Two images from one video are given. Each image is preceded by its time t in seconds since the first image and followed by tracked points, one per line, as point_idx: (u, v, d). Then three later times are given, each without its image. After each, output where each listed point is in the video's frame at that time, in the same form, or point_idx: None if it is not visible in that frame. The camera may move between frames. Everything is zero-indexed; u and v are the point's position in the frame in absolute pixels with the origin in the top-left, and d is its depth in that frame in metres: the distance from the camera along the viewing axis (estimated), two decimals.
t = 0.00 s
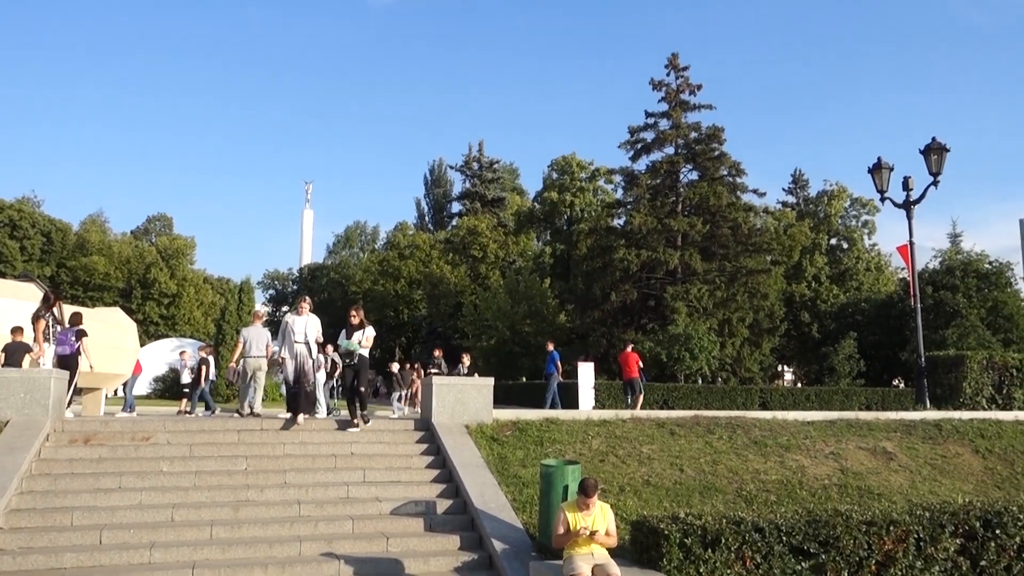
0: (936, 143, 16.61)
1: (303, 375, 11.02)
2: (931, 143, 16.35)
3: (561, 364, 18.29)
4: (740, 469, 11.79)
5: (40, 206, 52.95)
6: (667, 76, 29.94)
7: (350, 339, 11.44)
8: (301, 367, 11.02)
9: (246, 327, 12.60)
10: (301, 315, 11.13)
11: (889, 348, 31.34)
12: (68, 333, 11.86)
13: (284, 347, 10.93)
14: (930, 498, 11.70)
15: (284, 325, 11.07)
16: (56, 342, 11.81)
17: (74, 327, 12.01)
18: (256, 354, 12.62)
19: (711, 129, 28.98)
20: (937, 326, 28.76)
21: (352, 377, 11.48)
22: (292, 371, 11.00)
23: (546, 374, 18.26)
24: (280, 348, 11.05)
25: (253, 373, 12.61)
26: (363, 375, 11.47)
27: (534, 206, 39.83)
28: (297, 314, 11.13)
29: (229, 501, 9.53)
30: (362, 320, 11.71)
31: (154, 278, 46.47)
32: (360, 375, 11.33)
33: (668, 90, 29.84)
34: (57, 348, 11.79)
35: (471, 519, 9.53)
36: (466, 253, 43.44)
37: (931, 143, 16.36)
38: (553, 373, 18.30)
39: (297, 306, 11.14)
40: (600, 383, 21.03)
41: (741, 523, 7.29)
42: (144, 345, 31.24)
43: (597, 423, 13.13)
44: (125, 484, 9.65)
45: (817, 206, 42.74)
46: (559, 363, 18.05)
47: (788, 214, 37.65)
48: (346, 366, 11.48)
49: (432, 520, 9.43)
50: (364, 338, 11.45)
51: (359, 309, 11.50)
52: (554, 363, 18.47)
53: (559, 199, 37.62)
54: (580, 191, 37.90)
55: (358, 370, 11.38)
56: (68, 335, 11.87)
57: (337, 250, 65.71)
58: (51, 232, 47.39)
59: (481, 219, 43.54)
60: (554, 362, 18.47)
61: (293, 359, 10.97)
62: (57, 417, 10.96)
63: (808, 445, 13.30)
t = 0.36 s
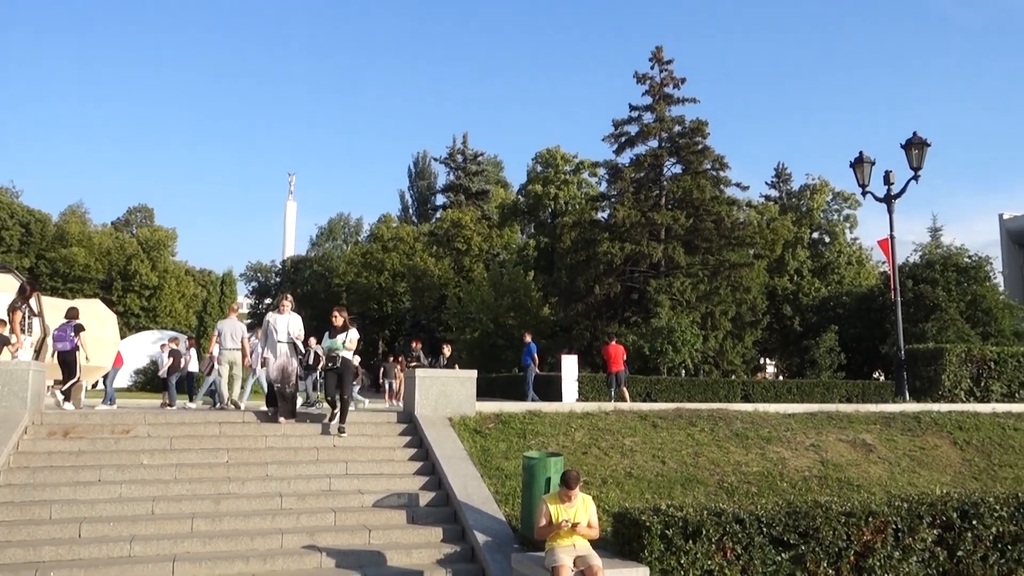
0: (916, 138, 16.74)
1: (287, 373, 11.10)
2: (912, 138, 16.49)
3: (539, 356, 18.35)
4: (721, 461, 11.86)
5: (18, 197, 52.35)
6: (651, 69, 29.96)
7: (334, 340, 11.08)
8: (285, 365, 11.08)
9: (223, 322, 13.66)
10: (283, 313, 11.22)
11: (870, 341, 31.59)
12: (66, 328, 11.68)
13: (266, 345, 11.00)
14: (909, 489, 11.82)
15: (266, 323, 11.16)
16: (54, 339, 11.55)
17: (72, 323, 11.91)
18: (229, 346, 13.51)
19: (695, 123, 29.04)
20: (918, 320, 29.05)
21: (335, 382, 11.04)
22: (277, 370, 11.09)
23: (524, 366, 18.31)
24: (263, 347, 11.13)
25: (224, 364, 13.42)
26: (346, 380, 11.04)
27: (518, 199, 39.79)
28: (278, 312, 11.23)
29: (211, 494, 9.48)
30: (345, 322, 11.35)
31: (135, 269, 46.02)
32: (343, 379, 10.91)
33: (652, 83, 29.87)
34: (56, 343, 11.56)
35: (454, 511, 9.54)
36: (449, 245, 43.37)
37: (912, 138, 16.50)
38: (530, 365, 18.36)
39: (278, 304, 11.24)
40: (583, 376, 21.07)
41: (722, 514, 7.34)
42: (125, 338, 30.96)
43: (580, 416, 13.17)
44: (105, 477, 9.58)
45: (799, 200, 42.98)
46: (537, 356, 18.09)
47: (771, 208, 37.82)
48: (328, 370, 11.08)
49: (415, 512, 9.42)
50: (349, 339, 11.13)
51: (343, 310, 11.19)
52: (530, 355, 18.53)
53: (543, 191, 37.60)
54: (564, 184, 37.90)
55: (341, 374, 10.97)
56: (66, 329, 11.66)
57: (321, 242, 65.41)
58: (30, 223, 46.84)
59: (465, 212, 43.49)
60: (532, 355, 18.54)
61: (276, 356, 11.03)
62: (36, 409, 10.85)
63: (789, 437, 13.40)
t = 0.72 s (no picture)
0: (898, 130, 16.84)
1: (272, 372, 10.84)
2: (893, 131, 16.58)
3: (519, 347, 18.36)
4: (703, 452, 11.93)
5: None
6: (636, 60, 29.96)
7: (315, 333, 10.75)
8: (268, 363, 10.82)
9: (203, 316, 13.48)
10: (263, 310, 11.00)
11: (851, 333, 31.84)
12: (62, 323, 12.39)
13: (251, 344, 10.71)
14: (888, 478, 11.95)
15: (247, 320, 10.87)
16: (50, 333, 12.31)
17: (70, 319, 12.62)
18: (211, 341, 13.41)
19: (679, 114, 29.08)
20: (898, 312, 29.33)
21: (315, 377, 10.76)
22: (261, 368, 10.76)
23: (503, 358, 18.32)
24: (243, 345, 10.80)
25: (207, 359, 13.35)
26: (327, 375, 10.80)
27: (502, 190, 39.75)
28: (258, 309, 10.99)
29: (192, 485, 9.43)
30: (326, 315, 11.06)
31: (115, 260, 45.51)
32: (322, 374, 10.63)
33: (637, 75, 29.87)
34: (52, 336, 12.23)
35: (436, 502, 9.54)
36: (433, 236, 43.28)
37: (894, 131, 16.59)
38: (510, 356, 18.37)
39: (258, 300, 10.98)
40: (567, 367, 21.09)
41: (704, 504, 7.38)
42: (105, 329, 30.67)
43: (563, 407, 13.20)
44: (84, 469, 9.50)
45: (782, 192, 43.21)
46: (516, 347, 18.09)
47: (754, 200, 38.01)
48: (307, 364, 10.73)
49: (398, 503, 9.41)
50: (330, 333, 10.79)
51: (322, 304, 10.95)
52: (510, 346, 18.54)
53: (527, 182, 37.56)
54: (548, 175, 37.87)
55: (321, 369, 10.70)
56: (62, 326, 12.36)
57: (303, 233, 65.07)
58: (8, 213, 46.19)
59: (449, 203, 43.41)
60: (511, 346, 18.57)
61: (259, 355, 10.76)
62: (15, 401, 10.66)
63: (770, 427, 13.49)
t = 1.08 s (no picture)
0: (880, 124, 16.95)
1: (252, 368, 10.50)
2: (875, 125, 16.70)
3: (498, 340, 18.38)
4: (686, 444, 12.00)
5: None
6: (620, 52, 29.95)
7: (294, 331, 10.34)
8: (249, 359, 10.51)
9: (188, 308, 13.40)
10: (245, 305, 10.71)
11: (833, 325, 32.08)
12: (60, 316, 13.44)
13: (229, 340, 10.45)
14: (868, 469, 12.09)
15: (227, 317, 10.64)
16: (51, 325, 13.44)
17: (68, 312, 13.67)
18: (196, 333, 13.34)
19: (663, 107, 29.14)
20: (879, 304, 29.60)
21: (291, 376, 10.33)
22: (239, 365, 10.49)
23: (482, 350, 18.33)
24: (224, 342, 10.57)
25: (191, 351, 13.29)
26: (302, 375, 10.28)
27: (486, 182, 39.70)
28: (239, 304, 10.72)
29: (175, 479, 9.40)
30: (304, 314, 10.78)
31: (96, 251, 45.12)
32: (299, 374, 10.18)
33: (621, 67, 29.89)
34: (51, 330, 13.34)
35: (420, 494, 9.55)
36: (418, 228, 43.19)
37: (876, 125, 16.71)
38: (489, 349, 18.39)
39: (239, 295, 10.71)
40: (551, 359, 21.12)
41: (686, 495, 7.43)
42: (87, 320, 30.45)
43: (548, 399, 13.24)
44: (65, 462, 9.44)
45: (765, 185, 43.41)
46: (495, 339, 18.09)
47: (737, 193, 38.19)
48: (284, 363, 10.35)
49: (381, 496, 9.42)
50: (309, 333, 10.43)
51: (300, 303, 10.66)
52: (489, 339, 18.56)
53: (511, 174, 37.52)
54: (533, 167, 37.84)
55: (297, 368, 10.27)
56: (60, 319, 13.36)
57: (287, 224, 64.75)
58: None
59: (433, 195, 43.33)
60: (490, 339, 18.61)
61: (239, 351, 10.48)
62: None
63: (752, 419, 13.58)
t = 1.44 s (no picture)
0: (863, 119, 17.05)
1: (235, 374, 10.35)
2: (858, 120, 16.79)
3: (475, 333, 18.35)
4: (670, 437, 12.05)
5: None
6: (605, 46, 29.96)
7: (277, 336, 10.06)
8: (232, 365, 10.33)
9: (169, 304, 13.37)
10: (229, 309, 10.51)
11: (816, 319, 32.30)
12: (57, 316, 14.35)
13: (211, 345, 10.25)
14: (850, 462, 12.19)
15: (211, 321, 10.45)
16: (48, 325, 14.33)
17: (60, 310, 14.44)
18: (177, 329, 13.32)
19: (648, 101, 29.19)
20: (861, 299, 29.83)
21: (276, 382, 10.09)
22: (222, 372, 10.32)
23: (459, 343, 18.28)
24: (207, 347, 10.40)
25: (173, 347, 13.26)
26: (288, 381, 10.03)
27: (471, 176, 39.63)
28: (225, 308, 10.52)
29: (157, 474, 9.34)
30: (290, 317, 10.35)
31: (76, 245, 44.64)
32: (285, 380, 9.95)
33: (606, 61, 29.89)
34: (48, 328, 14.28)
35: (405, 488, 9.54)
36: (403, 222, 43.06)
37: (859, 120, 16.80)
38: (466, 342, 18.37)
39: (223, 299, 10.50)
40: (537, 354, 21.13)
41: (670, 489, 7.47)
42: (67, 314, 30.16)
43: (532, 393, 13.25)
44: (46, 457, 9.36)
45: (749, 179, 43.59)
46: (473, 333, 18.06)
47: (721, 187, 38.34)
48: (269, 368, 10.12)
49: (366, 490, 9.39)
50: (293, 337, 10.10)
51: (284, 305, 10.27)
52: (467, 332, 18.52)
53: (496, 168, 37.46)
54: (517, 161, 37.79)
55: (283, 375, 10.00)
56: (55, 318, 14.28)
57: (270, 218, 64.42)
58: None
59: (418, 188, 43.22)
60: (467, 332, 18.58)
61: (222, 356, 10.30)
62: None
63: (736, 413, 13.66)
